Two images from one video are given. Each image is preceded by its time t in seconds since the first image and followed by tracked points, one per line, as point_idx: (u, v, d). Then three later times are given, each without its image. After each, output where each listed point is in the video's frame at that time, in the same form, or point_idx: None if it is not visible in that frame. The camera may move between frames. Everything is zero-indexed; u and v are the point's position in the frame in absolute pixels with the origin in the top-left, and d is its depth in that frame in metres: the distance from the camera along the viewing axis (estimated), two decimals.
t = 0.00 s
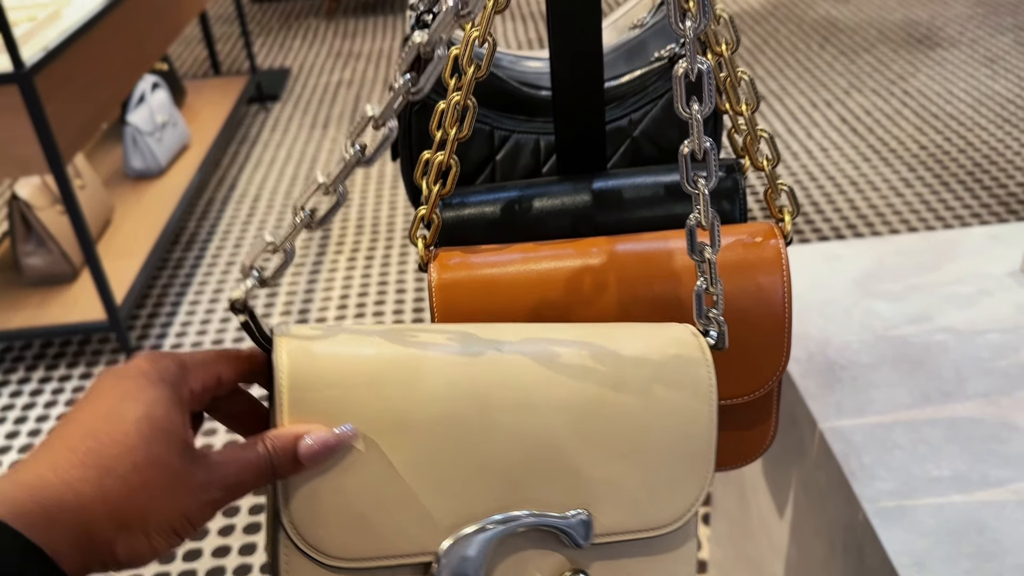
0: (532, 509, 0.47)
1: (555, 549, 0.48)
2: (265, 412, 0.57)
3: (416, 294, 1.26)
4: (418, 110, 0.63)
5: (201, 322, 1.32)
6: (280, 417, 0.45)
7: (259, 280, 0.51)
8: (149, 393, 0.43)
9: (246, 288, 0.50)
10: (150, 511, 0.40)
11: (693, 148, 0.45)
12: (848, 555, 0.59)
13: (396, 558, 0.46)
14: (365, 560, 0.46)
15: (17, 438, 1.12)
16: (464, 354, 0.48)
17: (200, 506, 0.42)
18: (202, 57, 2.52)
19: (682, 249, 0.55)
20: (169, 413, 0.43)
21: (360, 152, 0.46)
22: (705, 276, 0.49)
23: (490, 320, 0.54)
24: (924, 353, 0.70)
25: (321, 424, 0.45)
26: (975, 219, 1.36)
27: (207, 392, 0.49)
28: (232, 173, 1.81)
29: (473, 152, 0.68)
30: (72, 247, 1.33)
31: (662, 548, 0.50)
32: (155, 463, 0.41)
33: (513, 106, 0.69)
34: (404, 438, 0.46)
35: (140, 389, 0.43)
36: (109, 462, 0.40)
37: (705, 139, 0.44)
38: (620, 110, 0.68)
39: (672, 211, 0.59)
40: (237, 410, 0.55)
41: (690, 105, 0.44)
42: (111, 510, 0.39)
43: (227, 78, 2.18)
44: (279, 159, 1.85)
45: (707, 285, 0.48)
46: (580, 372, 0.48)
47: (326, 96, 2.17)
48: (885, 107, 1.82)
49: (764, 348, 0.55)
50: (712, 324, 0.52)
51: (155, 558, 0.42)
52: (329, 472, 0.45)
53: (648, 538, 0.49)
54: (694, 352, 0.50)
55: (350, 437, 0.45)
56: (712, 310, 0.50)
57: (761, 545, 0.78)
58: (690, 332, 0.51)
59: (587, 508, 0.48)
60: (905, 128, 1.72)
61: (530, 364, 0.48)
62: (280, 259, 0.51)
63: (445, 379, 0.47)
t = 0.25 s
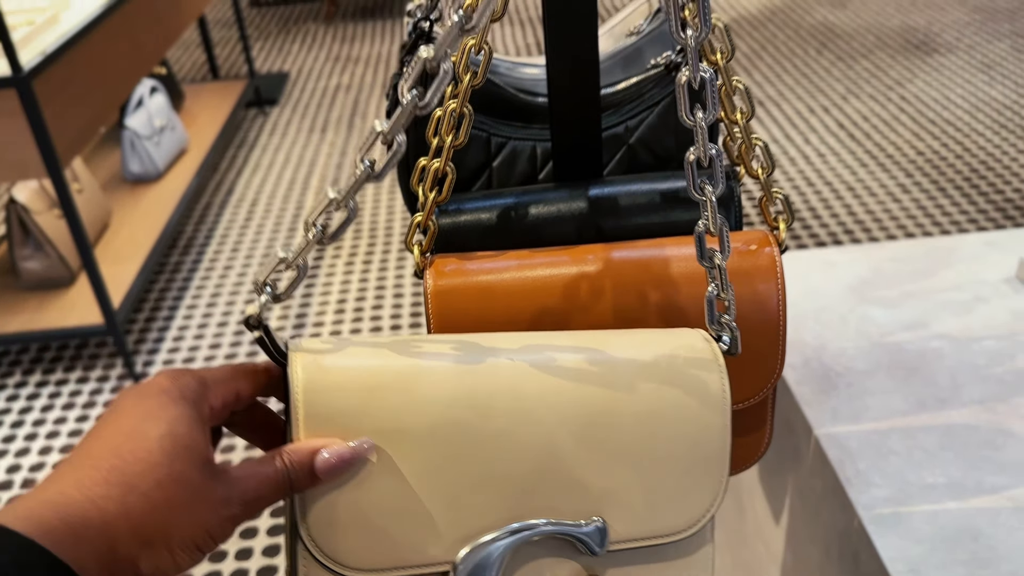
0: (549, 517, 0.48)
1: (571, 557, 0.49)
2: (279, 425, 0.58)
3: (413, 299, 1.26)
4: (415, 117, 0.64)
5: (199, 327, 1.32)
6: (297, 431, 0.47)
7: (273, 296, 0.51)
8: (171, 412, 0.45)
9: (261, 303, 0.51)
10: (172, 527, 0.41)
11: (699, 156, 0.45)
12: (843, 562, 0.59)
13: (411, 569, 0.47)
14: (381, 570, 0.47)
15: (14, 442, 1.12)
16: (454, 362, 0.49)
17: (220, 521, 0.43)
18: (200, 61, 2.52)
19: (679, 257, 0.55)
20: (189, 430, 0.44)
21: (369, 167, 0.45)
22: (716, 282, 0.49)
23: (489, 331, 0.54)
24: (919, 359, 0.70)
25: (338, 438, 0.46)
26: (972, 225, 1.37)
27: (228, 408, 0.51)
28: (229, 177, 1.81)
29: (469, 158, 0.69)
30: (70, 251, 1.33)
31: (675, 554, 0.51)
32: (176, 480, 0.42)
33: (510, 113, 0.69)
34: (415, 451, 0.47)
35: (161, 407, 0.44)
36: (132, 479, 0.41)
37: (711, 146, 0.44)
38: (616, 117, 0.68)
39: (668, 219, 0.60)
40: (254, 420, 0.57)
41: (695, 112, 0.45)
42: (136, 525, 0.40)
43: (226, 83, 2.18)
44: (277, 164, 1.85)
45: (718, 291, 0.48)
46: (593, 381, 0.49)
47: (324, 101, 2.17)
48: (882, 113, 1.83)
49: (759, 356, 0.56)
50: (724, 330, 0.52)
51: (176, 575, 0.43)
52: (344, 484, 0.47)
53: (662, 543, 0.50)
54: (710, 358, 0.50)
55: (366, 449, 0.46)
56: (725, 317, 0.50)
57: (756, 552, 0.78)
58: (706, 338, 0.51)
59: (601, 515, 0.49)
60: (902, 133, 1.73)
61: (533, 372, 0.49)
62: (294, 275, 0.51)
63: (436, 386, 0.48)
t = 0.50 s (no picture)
0: (563, 526, 0.49)
1: (585, 563, 0.50)
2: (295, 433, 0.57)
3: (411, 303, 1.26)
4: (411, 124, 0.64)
5: (196, 331, 1.32)
6: (311, 445, 0.47)
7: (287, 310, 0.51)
8: (191, 427, 0.44)
9: (275, 318, 0.50)
10: (194, 542, 0.41)
11: (708, 165, 0.45)
12: (839, 569, 0.59)
13: None
14: None
15: (10, 447, 1.12)
16: (447, 372, 0.49)
17: (239, 534, 0.43)
18: (199, 66, 2.52)
19: (674, 265, 0.55)
20: (210, 446, 0.44)
21: (379, 181, 0.44)
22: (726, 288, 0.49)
23: (484, 338, 0.54)
24: (915, 366, 0.70)
25: (354, 453, 0.47)
26: (969, 231, 1.37)
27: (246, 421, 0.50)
28: (227, 181, 1.82)
29: (465, 165, 0.69)
30: (67, 255, 1.33)
31: (692, 558, 0.51)
32: (198, 495, 0.42)
33: (507, 119, 0.69)
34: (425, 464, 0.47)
35: (181, 422, 0.44)
36: (155, 495, 0.41)
37: (718, 154, 0.45)
38: (612, 123, 0.68)
39: (664, 226, 0.60)
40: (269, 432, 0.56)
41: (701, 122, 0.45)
42: (158, 540, 0.40)
43: (224, 87, 2.18)
44: (276, 168, 1.85)
45: (729, 299, 0.48)
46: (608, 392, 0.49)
47: (323, 105, 2.17)
48: (879, 118, 1.83)
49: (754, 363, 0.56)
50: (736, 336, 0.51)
51: None
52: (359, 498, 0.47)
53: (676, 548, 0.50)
54: (722, 366, 0.50)
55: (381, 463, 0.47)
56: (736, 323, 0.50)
57: (750, 558, 0.77)
58: (716, 345, 0.51)
59: (615, 523, 0.49)
60: (899, 139, 1.73)
61: (535, 380, 0.49)
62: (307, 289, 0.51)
63: (429, 394, 0.48)
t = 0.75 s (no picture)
0: (577, 530, 0.49)
1: (597, 566, 0.50)
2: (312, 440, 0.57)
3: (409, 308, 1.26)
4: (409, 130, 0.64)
5: (193, 335, 1.32)
6: (326, 459, 0.47)
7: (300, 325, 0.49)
8: (212, 440, 0.43)
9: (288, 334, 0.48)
10: (218, 555, 0.40)
11: (713, 169, 0.47)
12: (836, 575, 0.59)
13: None
14: None
15: (7, 451, 1.11)
16: (443, 382, 0.49)
17: (261, 547, 0.43)
18: (198, 70, 2.52)
19: (673, 271, 0.55)
20: (231, 459, 0.43)
21: (382, 194, 0.43)
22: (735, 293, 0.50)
23: (482, 344, 0.54)
24: (912, 372, 0.70)
25: (369, 466, 0.47)
26: (966, 236, 1.37)
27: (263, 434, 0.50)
28: (226, 185, 1.82)
29: (463, 171, 0.69)
30: (65, 259, 1.33)
31: (706, 557, 0.51)
32: (220, 508, 0.41)
33: (504, 126, 0.69)
34: (439, 475, 0.48)
35: (201, 436, 0.43)
36: (178, 507, 0.40)
37: (722, 158, 0.46)
38: (610, 130, 0.68)
39: (661, 233, 0.60)
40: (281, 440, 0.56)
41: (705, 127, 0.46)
42: (183, 554, 0.39)
43: (222, 91, 2.18)
44: (274, 172, 1.85)
45: (739, 301, 0.49)
46: (620, 404, 0.49)
47: (322, 109, 2.18)
48: (877, 124, 1.84)
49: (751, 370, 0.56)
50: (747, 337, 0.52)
51: None
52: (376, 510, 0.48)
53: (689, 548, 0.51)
54: (733, 371, 0.50)
55: (396, 475, 0.47)
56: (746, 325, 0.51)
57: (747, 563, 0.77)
58: (726, 350, 0.51)
59: (628, 526, 0.49)
60: (897, 144, 1.73)
61: (535, 390, 0.49)
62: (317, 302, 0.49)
63: (424, 403, 0.48)
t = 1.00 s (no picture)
0: (598, 531, 0.49)
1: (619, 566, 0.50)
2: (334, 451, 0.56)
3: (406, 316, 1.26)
4: (405, 139, 0.64)
5: (190, 342, 1.32)
6: (351, 472, 0.46)
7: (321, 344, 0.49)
8: (246, 455, 0.44)
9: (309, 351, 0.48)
10: (252, 570, 0.41)
11: (717, 174, 0.48)
12: None
13: None
14: None
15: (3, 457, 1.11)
16: (453, 395, 0.48)
17: (293, 561, 0.43)
18: (196, 76, 2.53)
19: (669, 281, 0.55)
20: (264, 474, 0.44)
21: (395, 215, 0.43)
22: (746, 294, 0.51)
23: (480, 353, 0.54)
24: (907, 382, 0.70)
25: (393, 478, 0.46)
26: (962, 245, 1.37)
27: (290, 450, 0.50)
28: (223, 191, 1.82)
29: (459, 180, 0.69)
30: (62, 265, 1.33)
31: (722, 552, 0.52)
32: (255, 523, 0.42)
33: (500, 135, 0.70)
34: (462, 488, 0.47)
35: (234, 451, 0.44)
36: (214, 523, 0.41)
37: (726, 163, 0.47)
38: (606, 140, 0.68)
39: (657, 244, 0.60)
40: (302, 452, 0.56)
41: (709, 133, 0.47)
42: (218, 569, 0.40)
43: (220, 97, 2.18)
44: (272, 179, 1.85)
45: (749, 300, 0.51)
46: (618, 416, 0.49)
47: (319, 116, 2.18)
48: (873, 133, 1.84)
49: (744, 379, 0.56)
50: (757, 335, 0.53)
51: None
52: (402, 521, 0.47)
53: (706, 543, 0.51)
54: (744, 370, 0.51)
55: (420, 488, 0.46)
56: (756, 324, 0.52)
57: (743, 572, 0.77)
58: (736, 348, 0.52)
59: (648, 524, 0.49)
60: (893, 153, 1.74)
61: (537, 399, 0.48)
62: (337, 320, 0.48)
63: (431, 415, 0.47)
